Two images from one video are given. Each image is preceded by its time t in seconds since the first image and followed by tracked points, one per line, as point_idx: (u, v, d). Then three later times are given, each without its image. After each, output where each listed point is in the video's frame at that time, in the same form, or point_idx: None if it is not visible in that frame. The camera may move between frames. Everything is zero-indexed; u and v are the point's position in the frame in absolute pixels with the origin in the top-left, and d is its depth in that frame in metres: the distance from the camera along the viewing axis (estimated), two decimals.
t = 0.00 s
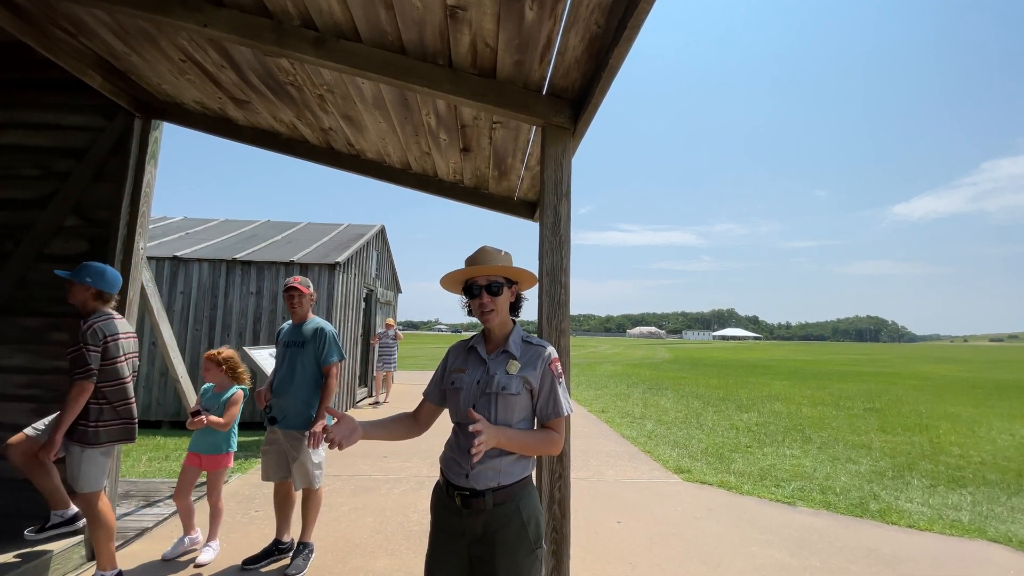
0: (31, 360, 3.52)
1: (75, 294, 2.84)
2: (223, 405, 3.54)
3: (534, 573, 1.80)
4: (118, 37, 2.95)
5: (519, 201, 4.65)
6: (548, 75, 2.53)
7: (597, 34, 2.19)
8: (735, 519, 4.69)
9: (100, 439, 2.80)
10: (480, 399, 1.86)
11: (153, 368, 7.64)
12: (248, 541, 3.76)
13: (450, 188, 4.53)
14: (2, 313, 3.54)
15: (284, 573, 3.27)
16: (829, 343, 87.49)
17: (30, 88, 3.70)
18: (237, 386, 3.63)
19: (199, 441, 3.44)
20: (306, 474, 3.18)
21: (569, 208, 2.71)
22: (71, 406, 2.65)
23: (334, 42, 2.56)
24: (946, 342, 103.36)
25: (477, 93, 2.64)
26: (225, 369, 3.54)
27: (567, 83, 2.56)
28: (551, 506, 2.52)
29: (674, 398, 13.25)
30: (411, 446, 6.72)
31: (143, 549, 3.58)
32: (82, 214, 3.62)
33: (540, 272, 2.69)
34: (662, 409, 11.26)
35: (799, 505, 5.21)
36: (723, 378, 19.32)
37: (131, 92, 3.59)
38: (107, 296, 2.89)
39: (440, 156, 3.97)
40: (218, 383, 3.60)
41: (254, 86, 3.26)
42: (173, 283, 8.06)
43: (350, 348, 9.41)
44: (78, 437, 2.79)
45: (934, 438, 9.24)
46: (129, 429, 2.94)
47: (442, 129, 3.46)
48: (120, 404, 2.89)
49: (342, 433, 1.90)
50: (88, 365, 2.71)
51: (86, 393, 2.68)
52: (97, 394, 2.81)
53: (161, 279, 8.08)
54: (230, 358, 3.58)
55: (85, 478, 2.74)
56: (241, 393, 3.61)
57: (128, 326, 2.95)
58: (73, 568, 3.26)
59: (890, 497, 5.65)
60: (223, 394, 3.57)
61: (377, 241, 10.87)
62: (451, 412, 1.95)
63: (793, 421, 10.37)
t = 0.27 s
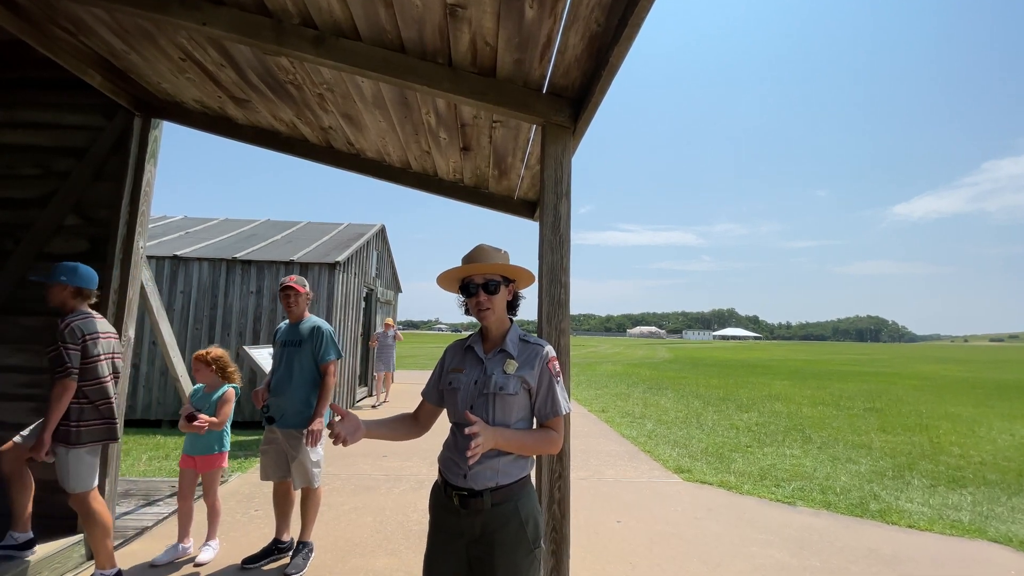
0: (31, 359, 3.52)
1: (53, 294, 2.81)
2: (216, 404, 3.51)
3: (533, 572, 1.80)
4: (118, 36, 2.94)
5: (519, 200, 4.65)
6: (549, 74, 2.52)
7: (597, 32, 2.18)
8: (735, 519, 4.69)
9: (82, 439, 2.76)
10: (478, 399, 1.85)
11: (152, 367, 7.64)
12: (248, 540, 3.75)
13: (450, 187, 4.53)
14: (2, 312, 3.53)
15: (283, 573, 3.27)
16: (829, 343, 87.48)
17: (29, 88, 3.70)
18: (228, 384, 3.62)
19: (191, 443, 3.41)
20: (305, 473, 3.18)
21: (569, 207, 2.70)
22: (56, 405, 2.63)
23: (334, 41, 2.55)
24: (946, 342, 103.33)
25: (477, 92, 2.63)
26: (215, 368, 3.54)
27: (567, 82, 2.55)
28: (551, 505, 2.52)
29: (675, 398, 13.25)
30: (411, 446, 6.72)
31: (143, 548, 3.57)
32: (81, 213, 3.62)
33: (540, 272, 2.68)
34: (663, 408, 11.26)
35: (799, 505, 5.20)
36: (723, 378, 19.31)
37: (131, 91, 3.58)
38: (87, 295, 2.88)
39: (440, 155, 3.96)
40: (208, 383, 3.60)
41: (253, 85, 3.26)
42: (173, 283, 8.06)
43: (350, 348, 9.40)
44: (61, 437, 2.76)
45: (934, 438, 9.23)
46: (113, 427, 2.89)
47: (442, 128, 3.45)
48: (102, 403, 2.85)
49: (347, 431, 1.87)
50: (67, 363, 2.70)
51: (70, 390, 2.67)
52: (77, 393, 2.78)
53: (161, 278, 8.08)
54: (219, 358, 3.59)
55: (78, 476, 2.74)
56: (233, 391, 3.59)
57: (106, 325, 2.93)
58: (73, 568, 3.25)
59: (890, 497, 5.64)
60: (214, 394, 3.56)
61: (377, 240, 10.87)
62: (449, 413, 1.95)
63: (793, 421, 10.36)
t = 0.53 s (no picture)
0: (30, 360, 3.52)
1: (19, 290, 2.81)
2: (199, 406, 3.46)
3: (530, 573, 1.80)
4: (117, 36, 2.94)
5: (519, 200, 4.64)
6: (548, 73, 2.52)
7: (596, 31, 2.18)
8: (735, 519, 4.68)
9: (50, 432, 2.73)
10: (474, 400, 1.84)
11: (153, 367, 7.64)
12: (247, 541, 3.74)
13: (450, 187, 4.52)
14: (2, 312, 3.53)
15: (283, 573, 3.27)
16: (830, 342, 87.42)
17: (29, 88, 3.70)
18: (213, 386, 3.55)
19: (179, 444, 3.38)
20: (303, 473, 3.17)
21: (568, 206, 2.69)
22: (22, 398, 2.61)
23: (333, 41, 2.55)
24: (947, 341, 103.23)
25: (476, 91, 2.63)
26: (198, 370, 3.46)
27: (566, 82, 2.55)
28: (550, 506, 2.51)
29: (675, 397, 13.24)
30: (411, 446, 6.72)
31: (142, 549, 3.57)
32: (81, 213, 3.61)
33: (539, 272, 2.67)
34: (663, 408, 11.25)
35: (800, 505, 5.19)
36: (724, 378, 19.29)
37: (130, 91, 3.58)
38: (52, 289, 2.86)
39: (440, 155, 3.96)
40: (193, 385, 3.51)
41: (253, 85, 3.25)
42: (173, 283, 8.06)
43: (350, 348, 9.40)
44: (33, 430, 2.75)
45: (935, 438, 9.21)
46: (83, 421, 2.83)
47: (441, 128, 3.45)
48: (71, 396, 2.81)
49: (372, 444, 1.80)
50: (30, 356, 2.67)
51: (39, 382, 2.65)
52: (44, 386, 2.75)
53: (161, 278, 8.08)
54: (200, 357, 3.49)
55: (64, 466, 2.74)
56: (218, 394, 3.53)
57: (72, 319, 2.88)
58: (72, 568, 3.25)
59: (891, 497, 5.63)
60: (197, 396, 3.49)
61: (377, 240, 10.87)
62: (446, 414, 1.94)
63: (794, 421, 10.35)
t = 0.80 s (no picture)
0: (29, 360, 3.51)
1: (8, 267, 2.84)
2: (189, 406, 3.42)
3: (529, 574, 1.80)
4: (116, 36, 2.94)
5: (518, 201, 4.64)
6: (547, 74, 2.52)
7: (595, 32, 2.18)
8: (735, 519, 4.67)
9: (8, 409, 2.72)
10: (470, 401, 1.84)
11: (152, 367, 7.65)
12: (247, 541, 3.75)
13: (449, 187, 4.51)
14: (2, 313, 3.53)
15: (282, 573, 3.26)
16: (830, 343, 87.46)
17: (28, 88, 3.69)
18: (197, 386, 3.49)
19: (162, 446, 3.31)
20: (296, 473, 3.15)
21: (567, 207, 2.69)
22: None
23: (332, 41, 2.55)
24: (947, 342, 103.24)
25: (475, 92, 2.63)
26: (182, 372, 3.43)
27: (565, 82, 2.55)
28: (548, 507, 2.51)
29: (675, 398, 13.24)
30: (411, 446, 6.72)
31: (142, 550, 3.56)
32: (80, 213, 3.61)
33: (538, 272, 2.67)
34: (663, 409, 11.26)
35: (799, 506, 5.19)
36: (724, 379, 19.30)
37: (130, 92, 3.58)
38: (40, 268, 2.89)
39: (439, 156, 3.96)
40: (177, 387, 3.47)
41: (252, 85, 3.25)
42: (173, 283, 8.06)
43: (350, 348, 9.41)
44: None
45: (935, 439, 9.18)
46: (36, 403, 2.77)
47: (441, 128, 3.45)
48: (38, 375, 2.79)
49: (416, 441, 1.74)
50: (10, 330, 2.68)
51: (14, 357, 2.64)
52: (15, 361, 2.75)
53: (161, 279, 8.08)
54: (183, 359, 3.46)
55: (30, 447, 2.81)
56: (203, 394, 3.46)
57: (56, 300, 2.89)
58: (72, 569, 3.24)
59: (890, 498, 5.63)
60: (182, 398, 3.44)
61: (377, 241, 10.87)
62: (441, 415, 1.93)
63: (794, 422, 10.34)
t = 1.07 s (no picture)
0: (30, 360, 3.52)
1: None
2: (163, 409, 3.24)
3: (530, 572, 1.80)
4: (116, 36, 2.94)
5: (518, 200, 4.64)
6: (546, 74, 2.52)
7: (595, 32, 2.18)
8: (735, 519, 4.67)
9: None
10: (471, 400, 1.85)
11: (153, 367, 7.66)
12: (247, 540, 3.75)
13: (450, 187, 4.52)
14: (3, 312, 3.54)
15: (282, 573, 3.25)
16: (830, 343, 87.40)
17: (29, 88, 3.70)
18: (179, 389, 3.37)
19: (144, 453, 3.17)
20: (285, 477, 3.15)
21: (567, 207, 2.70)
22: None
23: (332, 42, 2.56)
24: (948, 341, 103.13)
25: (475, 92, 2.63)
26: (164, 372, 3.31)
27: (565, 82, 2.55)
28: (548, 506, 2.52)
29: (675, 398, 13.24)
30: (411, 446, 6.73)
31: (143, 548, 3.58)
32: (81, 213, 3.62)
33: (538, 272, 2.67)
34: (663, 408, 11.26)
35: (799, 505, 5.19)
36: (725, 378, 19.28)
37: (130, 92, 3.58)
38: (31, 261, 2.99)
39: (439, 155, 3.96)
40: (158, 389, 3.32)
41: (252, 85, 3.26)
42: (174, 283, 8.07)
43: (351, 348, 9.41)
44: None
45: (936, 439, 9.17)
46: (11, 396, 2.80)
47: (441, 128, 3.45)
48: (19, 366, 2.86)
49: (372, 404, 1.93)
50: None
51: None
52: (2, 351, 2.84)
53: (161, 278, 8.08)
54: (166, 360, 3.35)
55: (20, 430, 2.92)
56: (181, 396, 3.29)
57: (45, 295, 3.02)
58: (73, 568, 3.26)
59: (891, 498, 5.63)
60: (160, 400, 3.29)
61: (377, 240, 10.88)
62: (441, 414, 1.93)
63: (795, 421, 10.33)
